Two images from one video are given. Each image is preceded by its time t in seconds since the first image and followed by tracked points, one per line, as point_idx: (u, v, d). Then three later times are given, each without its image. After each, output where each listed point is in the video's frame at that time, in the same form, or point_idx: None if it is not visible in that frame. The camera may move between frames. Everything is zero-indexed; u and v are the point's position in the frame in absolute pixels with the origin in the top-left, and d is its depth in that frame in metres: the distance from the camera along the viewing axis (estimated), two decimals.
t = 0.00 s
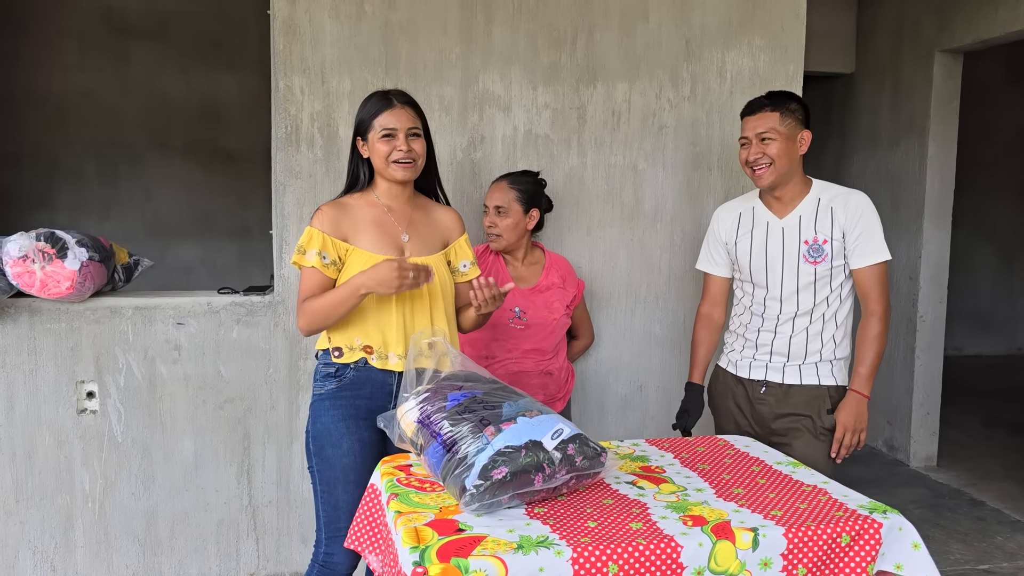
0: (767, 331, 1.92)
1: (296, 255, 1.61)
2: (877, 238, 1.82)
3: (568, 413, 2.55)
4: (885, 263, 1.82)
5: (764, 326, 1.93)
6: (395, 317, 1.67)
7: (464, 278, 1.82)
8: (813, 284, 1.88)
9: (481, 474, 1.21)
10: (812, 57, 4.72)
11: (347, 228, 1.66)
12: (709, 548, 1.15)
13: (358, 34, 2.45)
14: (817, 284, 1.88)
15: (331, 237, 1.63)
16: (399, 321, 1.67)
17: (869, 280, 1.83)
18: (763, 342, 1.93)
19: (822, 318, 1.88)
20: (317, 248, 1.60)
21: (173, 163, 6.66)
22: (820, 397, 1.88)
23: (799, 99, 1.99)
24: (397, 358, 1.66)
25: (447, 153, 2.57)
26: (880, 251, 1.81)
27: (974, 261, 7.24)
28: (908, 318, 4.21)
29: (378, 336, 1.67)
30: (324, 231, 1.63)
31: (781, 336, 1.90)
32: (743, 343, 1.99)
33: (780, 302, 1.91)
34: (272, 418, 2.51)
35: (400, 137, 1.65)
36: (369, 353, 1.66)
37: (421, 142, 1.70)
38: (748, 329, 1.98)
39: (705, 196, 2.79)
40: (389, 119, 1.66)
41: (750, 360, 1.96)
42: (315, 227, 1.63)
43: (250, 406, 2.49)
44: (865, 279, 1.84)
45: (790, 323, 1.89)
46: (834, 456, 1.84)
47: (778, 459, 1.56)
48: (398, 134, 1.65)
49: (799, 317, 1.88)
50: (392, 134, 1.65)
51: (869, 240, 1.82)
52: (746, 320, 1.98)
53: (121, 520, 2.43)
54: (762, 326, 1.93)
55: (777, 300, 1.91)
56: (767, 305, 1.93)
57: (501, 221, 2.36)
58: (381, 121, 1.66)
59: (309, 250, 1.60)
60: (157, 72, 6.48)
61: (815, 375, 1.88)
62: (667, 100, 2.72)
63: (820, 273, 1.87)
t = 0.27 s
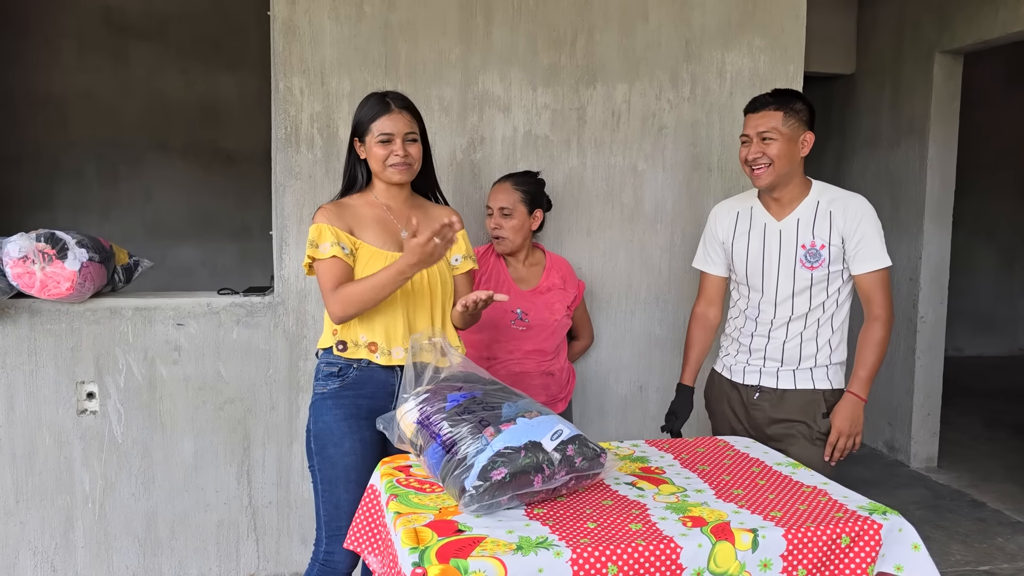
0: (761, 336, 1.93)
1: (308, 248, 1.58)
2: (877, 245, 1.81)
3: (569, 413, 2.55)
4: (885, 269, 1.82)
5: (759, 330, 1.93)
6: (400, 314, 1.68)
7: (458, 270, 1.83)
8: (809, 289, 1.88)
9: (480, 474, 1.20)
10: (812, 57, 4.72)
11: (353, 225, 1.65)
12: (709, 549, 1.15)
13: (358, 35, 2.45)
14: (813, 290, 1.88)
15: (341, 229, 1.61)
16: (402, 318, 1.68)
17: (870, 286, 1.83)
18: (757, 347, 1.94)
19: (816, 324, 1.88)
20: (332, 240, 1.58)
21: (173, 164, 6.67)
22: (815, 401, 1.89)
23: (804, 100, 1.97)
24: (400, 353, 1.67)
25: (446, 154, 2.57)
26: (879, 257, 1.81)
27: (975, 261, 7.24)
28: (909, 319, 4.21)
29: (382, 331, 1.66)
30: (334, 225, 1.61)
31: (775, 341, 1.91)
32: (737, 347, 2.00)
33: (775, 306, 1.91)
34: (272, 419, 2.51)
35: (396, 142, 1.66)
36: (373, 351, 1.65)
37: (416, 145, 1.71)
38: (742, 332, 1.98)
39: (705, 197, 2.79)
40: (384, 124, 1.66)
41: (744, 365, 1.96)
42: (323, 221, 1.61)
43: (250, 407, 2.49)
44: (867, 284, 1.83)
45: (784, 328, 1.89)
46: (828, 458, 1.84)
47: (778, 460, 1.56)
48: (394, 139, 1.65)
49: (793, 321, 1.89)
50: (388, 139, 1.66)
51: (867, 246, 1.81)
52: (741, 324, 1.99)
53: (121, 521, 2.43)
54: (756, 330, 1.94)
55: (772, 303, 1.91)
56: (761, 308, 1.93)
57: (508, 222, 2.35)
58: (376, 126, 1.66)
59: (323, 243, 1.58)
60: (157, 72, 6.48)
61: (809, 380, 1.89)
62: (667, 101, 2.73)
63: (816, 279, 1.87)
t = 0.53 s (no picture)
0: (757, 342, 1.92)
1: (308, 252, 1.57)
2: (879, 251, 1.82)
3: (570, 415, 2.55)
4: (890, 275, 1.83)
5: (755, 335, 1.92)
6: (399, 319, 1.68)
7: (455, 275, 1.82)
8: (807, 294, 1.87)
9: (480, 475, 1.20)
10: (812, 58, 4.72)
11: (352, 228, 1.65)
12: (708, 550, 1.15)
13: (358, 36, 2.46)
14: (812, 295, 1.87)
15: (342, 234, 1.61)
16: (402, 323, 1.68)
17: (873, 291, 1.83)
18: (752, 353, 1.92)
19: (813, 329, 1.88)
20: (331, 244, 1.58)
21: (174, 165, 6.67)
22: (812, 408, 1.87)
23: (803, 98, 1.95)
24: (397, 358, 1.67)
25: (446, 155, 2.57)
26: (882, 263, 1.82)
27: (976, 261, 7.23)
28: (909, 320, 4.21)
29: (379, 336, 1.66)
30: (334, 228, 1.61)
31: (771, 347, 1.90)
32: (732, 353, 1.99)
33: (772, 311, 1.90)
34: (272, 420, 2.52)
35: (403, 140, 1.67)
36: (369, 356, 1.65)
37: (420, 145, 1.72)
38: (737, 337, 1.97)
39: (705, 198, 2.79)
40: (391, 122, 1.67)
41: (739, 372, 1.95)
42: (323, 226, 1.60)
43: (250, 408, 2.49)
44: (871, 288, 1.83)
45: (781, 334, 1.89)
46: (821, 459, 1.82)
47: (778, 461, 1.56)
48: (402, 137, 1.67)
49: (791, 326, 1.88)
50: (395, 138, 1.66)
51: (870, 251, 1.82)
52: (736, 329, 1.98)
53: (121, 521, 2.43)
54: (752, 335, 1.93)
55: (769, 308, 1.90)
56: (758, 312, 1.92)
57: (518, 223, 2.35)
58: (382, 124, 1.67)
59: (322, 246, 1.58)
60: (158, 73, 6.49)
61: (806, 387, 1.88)
62: (668, 101, 2.73)
63: (815, 284, 1.86)
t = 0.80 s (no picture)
0: (758, 349, 1.85)
1: (310, 250, 1.56)
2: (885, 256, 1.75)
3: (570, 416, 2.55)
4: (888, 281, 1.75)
5: (756, 343, 1.86)
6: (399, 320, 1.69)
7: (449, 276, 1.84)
8: (809, 302, 1.80)
9: (480, 476, 1.21)
10: (812, 59, 4.72)
11: (351, 228, 1.64)
12: (708, 551, 1.15)
13: (358, 37, 2.46)
14: (814, 303, 1.80)
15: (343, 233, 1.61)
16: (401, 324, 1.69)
17: (869, 297, 1.76)
18: (753, 362, 1.86)
19: (813, 336, 1.81)
20: (335, 241, 1.57)
21: (174, 165, 6.68)
22: (815, 415, 1.81)
23: (811, 95, 1.82)
24: (398, 360, 1.68)
25: (446, 156, 2.58)
26: (885, 269, 1.74)
27: (977, 262, 7.23)
28: (910, 321, 4.21)
29: (380, 338, 1.66)
30: (335, 227, 1.61)
31: (773, 356, 1.83)
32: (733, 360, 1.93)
33: (774, 319, 1.82)
34: (272, 421, 2.52)
35: (404, 145, 1.68)
36: (370, 360, 1.65)
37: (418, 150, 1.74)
38: (738, 344, 1.91)
39: (706, 199, 2.79)
40: (394, 127, 1.67)
41: (740, 381, 1.89)
42: (323, 224, 1.59)
43: (250, 409, 2.49)
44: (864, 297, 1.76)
45: (782, 342, 1.82)
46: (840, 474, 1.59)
47: (778, 462, 1.55)
48: (403, 142, 1.67)
49: (793, 334, 1.81)
50: (397, 142, 1.67)
51: (873, 257, 1.75)
52: (737, 336, 1.91)
53: (122, 522, 2.44)
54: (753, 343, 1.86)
55: (771, 315, 1.83)
56: (759, 320, 1.84)
57: (527, 225, 2.36)
58: (384, 127, 1.66)
59: (326, 244, 1.57)
60: (159, 74, 6.49)
61: (809, 395, 1.81)
62: (668, 102, 2.73)
63: (818, 291, 1.79)
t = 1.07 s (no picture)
0: (761, 355, 1.81)
1: (314, 245, 1.57)
2: (886, 261, 1.68)
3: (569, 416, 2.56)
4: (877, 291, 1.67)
5: (757, 348, 1.81)
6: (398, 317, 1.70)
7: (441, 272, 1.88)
8: (810, 308, 1.74)
9: (480, 476, 1.21)
10: (813, 59, 4.72)
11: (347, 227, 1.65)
12: (708, 551, 1.15)
13: (358, 38, 2.46)
14: (815, 309, 1.74)
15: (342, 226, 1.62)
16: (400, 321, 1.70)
17: (854, 306, 1.67)
18: (756, 367, 1.82)
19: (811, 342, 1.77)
20: (337, 234, 1.59)
21: (175, 166, 6.68)
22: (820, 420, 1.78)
23: (817, 92, 1.69)
24: (399, 359, 1.69)
25: (447, 156, 2.58)
26: (879, 277, 1.67)
27: (977, 262, 7.23)
28: (910, 321, 4.21)
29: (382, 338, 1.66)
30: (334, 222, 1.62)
31: (776, 363, 1.79)
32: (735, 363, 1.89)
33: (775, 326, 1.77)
34: (273, 421, 2.52)
35: (398, 150, 1.68)
36: (371, 359, 1.65)
37: (410, 154, 1.74)
38: (740, 348, 1.87)
39: (706, 199, 2.79)
40: (390, 131, 1.67)
41: (743, 384, 1.85)
42: (321, 220, 1.60)
43: (250, 409, 2.49)
44: (850, 305, 1.68)
45: (784, 349, 1.78)
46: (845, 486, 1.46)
47: (778, 462, 1.55)
48: (397, 148, 1.68)
49: (794, 341, 1.77)
50: (391, 147, 1.67)
51: (871, 263, 1.67)
52: (738, 341, 1.87)
53: (122, 522, 2.44)
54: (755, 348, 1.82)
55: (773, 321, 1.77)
56: (760, 326, 1.79)
57: (530, 225, 2.37)
58: (380, 132, 1.66)
59: (328, 237, 1.58)
60: (159, 75, 6.50)
61: (813, 400, 1.78)
62: (668, 103, 2.73)
63: (818, 298, 1.73)
